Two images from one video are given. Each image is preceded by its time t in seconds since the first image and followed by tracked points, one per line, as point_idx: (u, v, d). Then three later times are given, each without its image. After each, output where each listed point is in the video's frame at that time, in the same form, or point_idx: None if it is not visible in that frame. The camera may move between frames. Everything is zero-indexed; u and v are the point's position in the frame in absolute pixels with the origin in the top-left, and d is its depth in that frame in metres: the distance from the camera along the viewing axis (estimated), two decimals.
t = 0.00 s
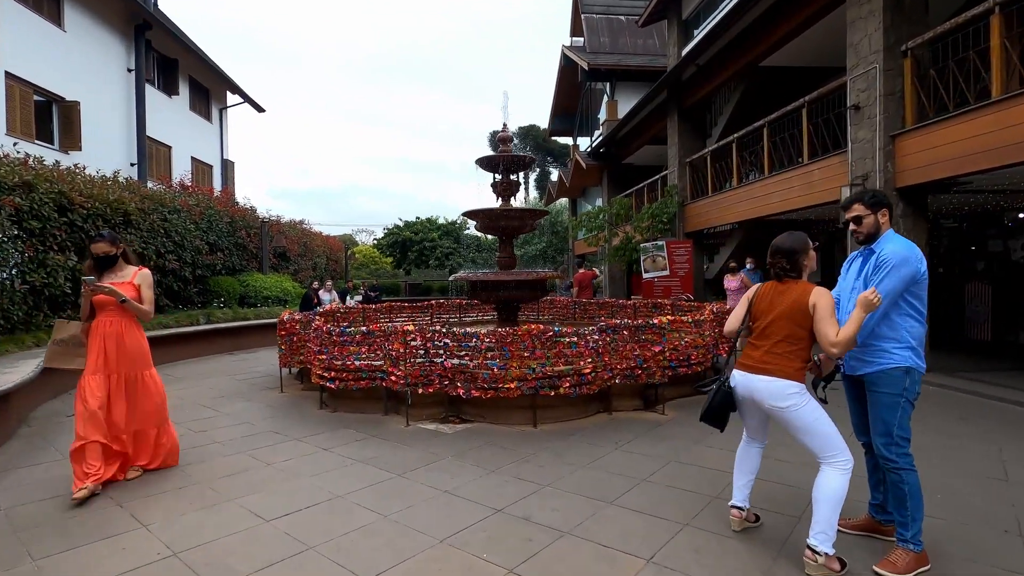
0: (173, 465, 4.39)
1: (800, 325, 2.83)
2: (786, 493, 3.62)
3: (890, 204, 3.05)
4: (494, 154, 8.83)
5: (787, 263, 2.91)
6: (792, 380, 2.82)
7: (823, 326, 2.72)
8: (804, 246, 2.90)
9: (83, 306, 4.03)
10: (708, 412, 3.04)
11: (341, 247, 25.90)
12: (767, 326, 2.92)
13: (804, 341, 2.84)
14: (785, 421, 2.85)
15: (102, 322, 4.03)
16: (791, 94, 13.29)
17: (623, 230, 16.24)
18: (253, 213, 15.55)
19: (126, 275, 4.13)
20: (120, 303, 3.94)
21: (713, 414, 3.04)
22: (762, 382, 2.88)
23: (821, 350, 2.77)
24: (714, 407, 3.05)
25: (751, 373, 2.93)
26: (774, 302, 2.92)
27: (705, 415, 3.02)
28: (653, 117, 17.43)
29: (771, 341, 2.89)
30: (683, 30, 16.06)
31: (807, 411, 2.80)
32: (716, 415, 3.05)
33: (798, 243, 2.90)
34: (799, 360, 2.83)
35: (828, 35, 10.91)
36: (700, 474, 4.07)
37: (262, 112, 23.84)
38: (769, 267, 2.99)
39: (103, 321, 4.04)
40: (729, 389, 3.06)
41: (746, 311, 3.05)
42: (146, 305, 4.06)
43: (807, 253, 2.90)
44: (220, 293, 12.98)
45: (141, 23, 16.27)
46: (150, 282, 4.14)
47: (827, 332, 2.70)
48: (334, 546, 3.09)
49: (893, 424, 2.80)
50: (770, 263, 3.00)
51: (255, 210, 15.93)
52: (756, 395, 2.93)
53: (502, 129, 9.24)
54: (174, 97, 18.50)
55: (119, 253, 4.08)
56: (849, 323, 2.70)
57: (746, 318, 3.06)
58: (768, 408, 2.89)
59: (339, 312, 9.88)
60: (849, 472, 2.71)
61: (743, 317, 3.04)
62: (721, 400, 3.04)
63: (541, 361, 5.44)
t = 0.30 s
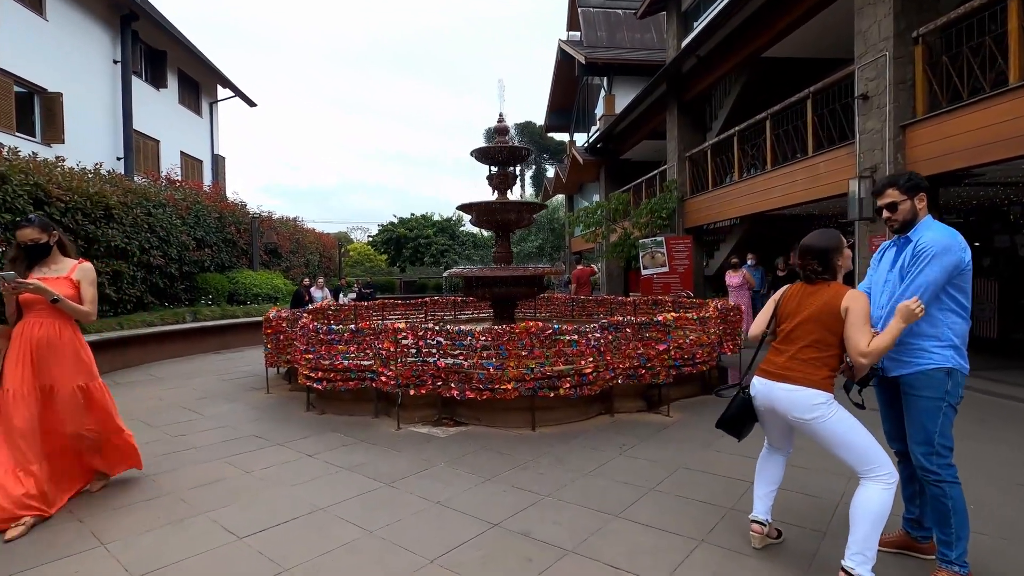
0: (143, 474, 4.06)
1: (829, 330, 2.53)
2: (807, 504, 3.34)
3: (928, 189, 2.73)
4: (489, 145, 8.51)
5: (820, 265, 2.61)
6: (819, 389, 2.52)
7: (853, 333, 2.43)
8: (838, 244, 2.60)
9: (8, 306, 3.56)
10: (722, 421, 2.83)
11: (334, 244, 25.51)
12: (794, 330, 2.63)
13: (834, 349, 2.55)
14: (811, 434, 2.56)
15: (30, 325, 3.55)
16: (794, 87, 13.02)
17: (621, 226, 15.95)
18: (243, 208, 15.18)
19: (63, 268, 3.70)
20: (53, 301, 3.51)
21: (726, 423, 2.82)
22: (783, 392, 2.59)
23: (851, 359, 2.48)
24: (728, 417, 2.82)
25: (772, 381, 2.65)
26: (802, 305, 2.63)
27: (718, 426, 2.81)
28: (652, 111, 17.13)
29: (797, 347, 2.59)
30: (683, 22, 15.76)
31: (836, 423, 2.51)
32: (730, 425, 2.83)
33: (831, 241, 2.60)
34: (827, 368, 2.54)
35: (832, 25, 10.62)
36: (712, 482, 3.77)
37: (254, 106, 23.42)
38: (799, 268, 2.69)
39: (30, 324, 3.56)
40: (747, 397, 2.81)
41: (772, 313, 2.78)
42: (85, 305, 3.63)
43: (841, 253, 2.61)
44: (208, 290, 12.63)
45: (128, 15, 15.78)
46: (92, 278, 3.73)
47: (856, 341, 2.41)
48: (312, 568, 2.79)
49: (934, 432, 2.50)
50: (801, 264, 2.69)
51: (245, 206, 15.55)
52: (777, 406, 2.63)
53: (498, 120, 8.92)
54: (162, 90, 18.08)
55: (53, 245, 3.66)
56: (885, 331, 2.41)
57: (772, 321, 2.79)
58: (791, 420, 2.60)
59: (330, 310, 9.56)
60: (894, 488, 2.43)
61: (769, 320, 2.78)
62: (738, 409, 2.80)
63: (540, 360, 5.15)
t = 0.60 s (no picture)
0: (106, 498, 3.72)
1: (877, 337, 2.22)
2: (833, 531, 3.03)
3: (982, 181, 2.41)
4: (485, 139, 8.16)
5: (864, 261, 2.30)
6: (866, 406, 2.20)
7: (909, 342, 2.13)
8: (886, 239, 2.30)
9: None
10: (749, 437, 2.49)
11: (327, 242, 25.09)
12: (834, 338, 2.32)
13: (883, 360, 2.23)
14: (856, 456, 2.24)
15: None
16: (797, 80, 12.70)
17: (619, 223, 15.63)
18: (231, 205, 14.77)
19: None
20: None
21: (753, 440, 2.48)
22: (823, 408, 2.27)
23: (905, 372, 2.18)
24: (755, 433, 2.48)
25: (809, 395, 2.33)
26: (842, 310, 2.32)
27: (744, 442, 2.46)
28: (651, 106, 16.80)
29: (839, 357, 2.28)
30: (683, 14, 15.41)
31: (884, 445, 2.18)
32: (757, 442, 2.48)
33: (877, 236, 2.30)
34: (876, 382, 2.22)
35: (838, 16, 10.31)
36: (728, 504, 3.46)
37: (244, 101, 22.93)
38: (839, 265, 2.39)
39: None
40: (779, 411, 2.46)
41: (807, 318, 2.50)
42: None
43: (889, 249, 2.31)
44: (195, 289, 12.24)
45: (112, 3, 15.33)
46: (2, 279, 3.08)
47: (913, 353, 2.11)
48: None
49: (994, 459, 2.19)
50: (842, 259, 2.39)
51: (233, 202, 15.13)
52: (816, 424, 2.30)
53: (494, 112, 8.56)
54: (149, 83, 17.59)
55: None
56: (944, 341, 2.10)
57: (808, 326, 2.51)
58: (833, 440, 2.27)
59: (319, 310, 9.21)
60: (948, 526, 2.14)
61: (804, 325, 2.50)
62: (767, 425, 2.45)
63: (538, 366, 4.82)
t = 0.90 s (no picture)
0: (68, 516, 3.38)
1: (941, 322, 1.92)
2: (874, 556, 2.73)
3: None
4: (482, 131, 7.84)
5: (920, 231, 2.04)
6: (939, 403, 1.90)
7: (982, 326, 1.83)
8: (947, 208, 2.04)
9: None
10: (797, 446, 2.20)
11: (321, 240, 24.67)
12: (892, 327, 2.02)
13: (952, 349, 1.93)
14: (928, 465, 1.92)
15: None
16: (801, 76, 12.42)
17: (618, 222, 15.40)
18: (221, 201, 14.38)
19: None
20: None
21: (802, 448, 2.20)
22: (890, 405, 1.95)
23: (980, 363, 1.88)
24: (804, 441, 2.20)
25: (870, 390, 2.03)
26: (896, 294, 2.03)
27: (792, 451, 2.18)
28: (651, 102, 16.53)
29: (904, 348, 1.98)
30: (684, 8, 15.12)
31: (962, 451, 1.89)
32: (806, 450, 2.20)
33: (938, 204, 2.04)
34: (948, 374, 1.92)
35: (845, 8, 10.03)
36: (753, 524, 3.17)
37: (236, 96, 22.50)
38: (891, 240, 2.12)
39: None
40: (830, 415, 2.19)
41: (853, 308, 2.20)
42: None
43: (950, 220, 2.05)
44: (182, 287, 11.87)
45: None
46: None
47: (984, 337, 1.83)
48: None
49: None
50: (892, 232, 2.14)
51: (223, 198, 14.74)
52: (880, 425, 1.98)
53: (492, 104, 8.23)
54: (137, 76, 17.15)
55: None
56: None
57: (855, 316, 2.20)
58: (900, 445, 1.95)
59: (310, 310, 8.87)
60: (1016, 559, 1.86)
61: (850, 317, 2.19)
62: (819, 431, 2.17)
63: (542, 370, 4.51)
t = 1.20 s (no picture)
0: (30, 543, 3.08)
1: None
2: None
3: None
4: (482, 127, 7.56)
5: (991, 242, 1.84)
6: None
7: None
8: None
9: None
10: (841, 473, 1.96)
11: (315, 238, 24.29)
12: (967, 343, 1.83)
13: None
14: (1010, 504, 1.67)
15: None
16: (805, 74, 12.20)
17: (619, 220, 15.12)
18: (212, 198, 14.02)
19: None
20: None
21: (846, 476, 1.95)
22: (970, 430, 1.72)
23: None
24: (849, 468, 1.95)
25: (940, 413, 1.80)
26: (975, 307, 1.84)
27: (836, 478, 1.92)
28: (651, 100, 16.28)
29: (985, 365, 1.78)
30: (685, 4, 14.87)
31: None
32: (850, 480, 1.96)
33: (1015, 212, 1.82)
34: None
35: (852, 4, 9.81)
36: (781, 553, 2.91)
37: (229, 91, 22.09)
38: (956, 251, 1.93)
39: None
40: (881, 443, 1.94)
41: (916, 323, 2.01)
42: None
43: None
44: (171, 286, 11.53)
45: None
46: None
47: None
48: None
49: None
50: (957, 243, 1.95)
51: (214, 195, 14.38)
52: (954, 454, 1.74)
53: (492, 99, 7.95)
54: (126, 69, 16.76)
55: None
56: None
57: (919, 334, 2.01)
58: (978, 479, 1.70)
59: (302, 311, 8.57)
60: None
61: (914, 333, 1.99)
62: (867, 458, 1.93)
63: (547, 380, 4.24)
